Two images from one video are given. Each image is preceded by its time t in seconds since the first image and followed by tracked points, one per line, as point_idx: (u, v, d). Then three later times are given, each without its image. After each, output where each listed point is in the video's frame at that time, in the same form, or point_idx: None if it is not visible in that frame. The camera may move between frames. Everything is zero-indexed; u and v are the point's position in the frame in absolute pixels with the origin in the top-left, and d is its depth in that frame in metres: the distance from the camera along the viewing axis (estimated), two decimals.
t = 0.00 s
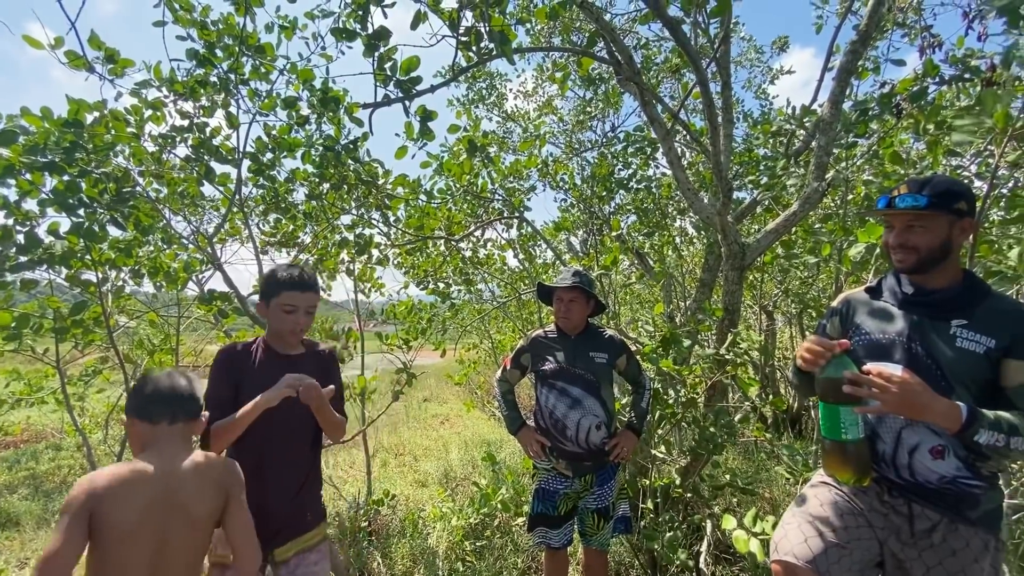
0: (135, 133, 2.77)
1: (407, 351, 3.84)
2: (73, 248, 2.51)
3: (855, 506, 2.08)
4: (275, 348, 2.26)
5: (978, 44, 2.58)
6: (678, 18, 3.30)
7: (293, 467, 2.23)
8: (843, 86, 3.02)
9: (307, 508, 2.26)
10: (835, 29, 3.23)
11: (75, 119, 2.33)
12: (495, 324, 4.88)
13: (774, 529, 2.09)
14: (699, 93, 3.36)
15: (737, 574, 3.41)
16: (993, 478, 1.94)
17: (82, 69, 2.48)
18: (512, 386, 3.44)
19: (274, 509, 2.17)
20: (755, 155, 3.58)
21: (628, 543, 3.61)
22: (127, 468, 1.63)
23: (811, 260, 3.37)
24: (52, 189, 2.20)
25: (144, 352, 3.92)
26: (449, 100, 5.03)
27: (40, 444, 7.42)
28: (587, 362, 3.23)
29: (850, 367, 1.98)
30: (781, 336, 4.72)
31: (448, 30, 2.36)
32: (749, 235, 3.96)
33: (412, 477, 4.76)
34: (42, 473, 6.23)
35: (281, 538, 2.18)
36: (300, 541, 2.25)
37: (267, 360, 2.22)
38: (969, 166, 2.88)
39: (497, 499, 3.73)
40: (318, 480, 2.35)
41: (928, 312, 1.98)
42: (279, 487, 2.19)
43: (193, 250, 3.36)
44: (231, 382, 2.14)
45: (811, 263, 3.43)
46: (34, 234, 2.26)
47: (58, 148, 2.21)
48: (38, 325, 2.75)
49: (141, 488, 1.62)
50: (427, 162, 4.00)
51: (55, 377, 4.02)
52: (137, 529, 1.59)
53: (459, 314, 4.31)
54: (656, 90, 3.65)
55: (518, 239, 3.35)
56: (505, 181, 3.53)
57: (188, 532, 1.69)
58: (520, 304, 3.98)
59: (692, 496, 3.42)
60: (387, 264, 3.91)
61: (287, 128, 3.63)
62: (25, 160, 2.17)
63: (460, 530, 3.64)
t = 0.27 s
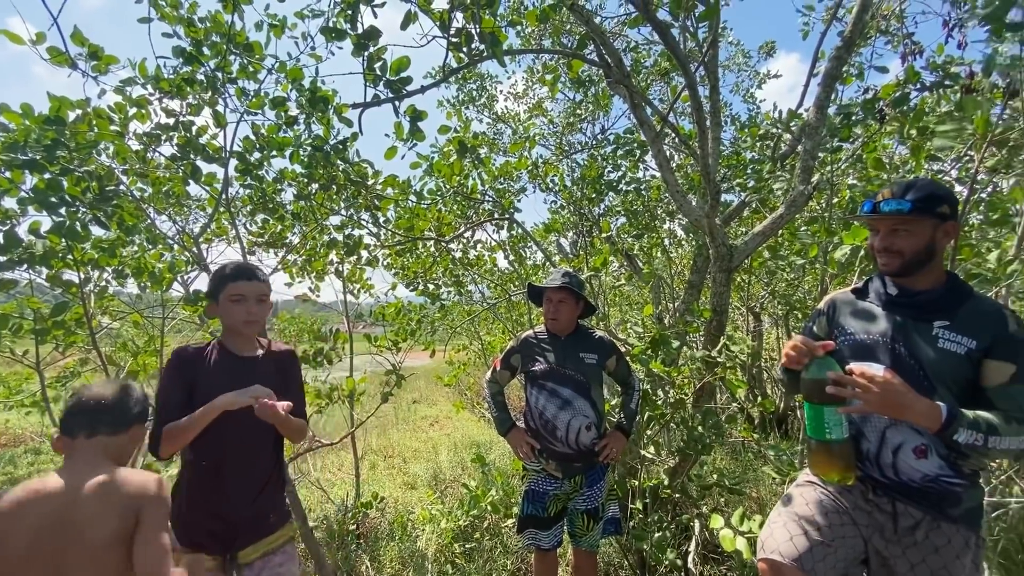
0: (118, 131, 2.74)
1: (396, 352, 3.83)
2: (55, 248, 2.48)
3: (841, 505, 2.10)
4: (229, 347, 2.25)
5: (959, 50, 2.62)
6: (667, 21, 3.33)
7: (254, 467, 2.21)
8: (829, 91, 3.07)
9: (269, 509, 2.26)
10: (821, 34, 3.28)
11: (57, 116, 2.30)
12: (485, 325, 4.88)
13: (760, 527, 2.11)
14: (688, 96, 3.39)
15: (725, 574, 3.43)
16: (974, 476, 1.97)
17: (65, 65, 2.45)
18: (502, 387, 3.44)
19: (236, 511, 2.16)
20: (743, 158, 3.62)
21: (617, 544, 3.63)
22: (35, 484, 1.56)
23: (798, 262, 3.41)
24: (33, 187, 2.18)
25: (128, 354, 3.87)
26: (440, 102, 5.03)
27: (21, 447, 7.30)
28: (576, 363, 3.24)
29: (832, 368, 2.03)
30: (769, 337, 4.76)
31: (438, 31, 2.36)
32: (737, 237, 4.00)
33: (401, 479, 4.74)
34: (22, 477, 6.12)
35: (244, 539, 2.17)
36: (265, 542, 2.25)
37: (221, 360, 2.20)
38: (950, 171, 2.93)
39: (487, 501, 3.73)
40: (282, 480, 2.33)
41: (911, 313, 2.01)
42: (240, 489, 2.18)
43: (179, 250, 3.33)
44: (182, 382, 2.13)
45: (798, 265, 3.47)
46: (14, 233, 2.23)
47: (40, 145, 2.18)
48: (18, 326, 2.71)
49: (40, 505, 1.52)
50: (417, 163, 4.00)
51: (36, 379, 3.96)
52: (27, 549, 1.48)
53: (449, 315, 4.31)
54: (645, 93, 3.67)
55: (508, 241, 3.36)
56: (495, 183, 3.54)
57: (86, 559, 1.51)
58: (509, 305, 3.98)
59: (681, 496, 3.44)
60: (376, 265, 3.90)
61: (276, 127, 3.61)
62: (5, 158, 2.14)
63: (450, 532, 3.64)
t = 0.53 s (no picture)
0: (93, 128, 2.70)
1: (380, 353, 3.81)
2: (25, 247, 2.43)
3: (819, 503, 2.14)
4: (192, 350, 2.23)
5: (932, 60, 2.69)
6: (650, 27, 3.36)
7: (220, 469, 2.20)
8: (807, 98, 3.12)
9: (238, 510, 2.24)
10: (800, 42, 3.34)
11: (29, 111, 2.26)
12: (469, 327, 4.87)
13: (742, 527, 2.14)
14: (671, 101, 3.42)
15: (706, 573, 3.47)
16: (946, 474, 2.02)
17: (38, 60, 2.41)
18: (486, 389, 3.45)
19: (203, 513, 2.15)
20: (724, 163, 3.66)
21: (601, 544, 3.64)
22: None
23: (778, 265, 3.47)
24: (3, 184, 2.14)
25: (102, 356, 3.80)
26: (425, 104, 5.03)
27: None
28: (561, 365, 3.25)
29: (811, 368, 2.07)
30: (750, 340, 4.82)
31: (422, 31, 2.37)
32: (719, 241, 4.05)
33: (384, 483, 4.71)
34: None
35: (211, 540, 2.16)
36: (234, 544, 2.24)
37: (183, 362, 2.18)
38: (923, 177, 3.01)
39: (470, 503, 3.72)
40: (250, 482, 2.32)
41: (886, 315, 2.06)
42: (207, 490, 2.16)
43: (156, 250, 3.29)
44: (146, 383, 2.11)
45: (777, 269, 3.53)
46: None
47: (11, 141, 2.14)
48: None
49: None
50: (401, 164, 3.99)
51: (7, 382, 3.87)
52: None
53: (433, 317, 4.30)
54: (628, 98, 3.71)
55: (493, 243, 3.36)
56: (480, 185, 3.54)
57: None
58: (494, 307, 3.99)
59: (664, 496, 3.47)
60: (360, 267, 3.88)
61: (257, 126, 3.58)
62: None
63: (433, 535, 3.62)
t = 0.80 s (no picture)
0: (58, 123, 2.62)
1: (356, 356, 3.78)
2: None
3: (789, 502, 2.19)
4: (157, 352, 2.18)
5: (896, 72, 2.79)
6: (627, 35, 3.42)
7: (183, 475, 2.16)
8: (779, 107, 3.21)
9: (200, 516, 2.21)
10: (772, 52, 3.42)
11: None
12: (448, 330, 4.86)
13: (714, 527, 2.18)
14: (648, 107, 3.48)
15: (680, 572, 3.52)
16: (905, 472, 2.10)
17: None
18: (463, 392, 3.44)
19: (164, 521, 2.10)
20: (700, 168, 3.73)
21: (577, 545, 3.67)
22: None
23: (751, 269, 3.55)
24: None
25: (66, 358, 3.69)
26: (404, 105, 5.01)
27: None
28: (538, 367, 3.27)
29: (782, 370, 2.12)
30: (724, 342, 4.91)
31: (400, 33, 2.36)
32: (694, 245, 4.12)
33: (360, 487, 4.67)
34: None
35: (172, 548, 2.12)
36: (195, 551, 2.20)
37: (147, 364, 2.14)
38: (888, 185, 3.12)
39: (448, 507, 3.64)
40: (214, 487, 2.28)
41: (852, 319, 2.13)
42: (168, 498, 2.12)
43: (124, 250, 3.21)
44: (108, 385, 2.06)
45: (750, 273, 3.61)
46: None
47: None
48: None
49: None
50: (380, 165, 3.97)
51: None
52: None
53: (411, 319, 4.28)
54: (607, 103, 3.76)
55: (473, 245, 3.36)
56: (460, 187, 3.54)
57: None
58: (473, 309, 3.99)
59: (639, 497, 3.51)
60: (337, 268, 3.84)
61: (231, 125, 3.52)
62: None
63: (409, 539, 3.60)
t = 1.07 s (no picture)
0: (11, 116, 2.52)
1: (326, 358, 3.72)
2: None
3: (750, 501, 2.27)
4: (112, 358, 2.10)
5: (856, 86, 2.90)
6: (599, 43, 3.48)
7: (134, 487, 2.11)
8: (745, 116, 3.30)
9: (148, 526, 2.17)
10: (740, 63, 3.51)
11: None
12: (421, 332, 4.83)
13: (677, 528, 2.25)
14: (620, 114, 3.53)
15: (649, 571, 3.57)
16: (857, 471, 2.20)
17: None
18: (435, 395, 3.43)
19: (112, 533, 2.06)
20: (670, 174, 3.81)
21: (547, 547, 3.69)
22: None
23: (719, 274, 3.63)
24: None
25: (19, 361, 3.53)
26: (379, 105, 4.97)
27: None
28: (510, 369, 3.28)
29: (743, 373, 2.19)
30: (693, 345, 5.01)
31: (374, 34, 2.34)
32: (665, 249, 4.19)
33: (329, 492, 4.59)
34: None
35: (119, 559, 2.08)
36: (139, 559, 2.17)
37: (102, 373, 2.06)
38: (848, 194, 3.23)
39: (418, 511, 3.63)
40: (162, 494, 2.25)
41: (808, 323, 2.21)
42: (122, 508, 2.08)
43: (81, 249, 3.10)
44: (60, 395, 1.97)
45: (718, 277, 3.70)
46: None
47: None
48: None
49: None
50: (352, 166, 3.92)
51: None
52: None
53: (384, 322, 4.24)
54: (580, 109, 3.80)
55: (447, 247, 3.37)
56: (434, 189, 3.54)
57: None
58: (447, 312, 3.98)
59: (609, 498, 3.55)
60: (307, 269, 3.77)
61: (197, 121, 3.44)
62: None
63: (379, 544, 3.56)
